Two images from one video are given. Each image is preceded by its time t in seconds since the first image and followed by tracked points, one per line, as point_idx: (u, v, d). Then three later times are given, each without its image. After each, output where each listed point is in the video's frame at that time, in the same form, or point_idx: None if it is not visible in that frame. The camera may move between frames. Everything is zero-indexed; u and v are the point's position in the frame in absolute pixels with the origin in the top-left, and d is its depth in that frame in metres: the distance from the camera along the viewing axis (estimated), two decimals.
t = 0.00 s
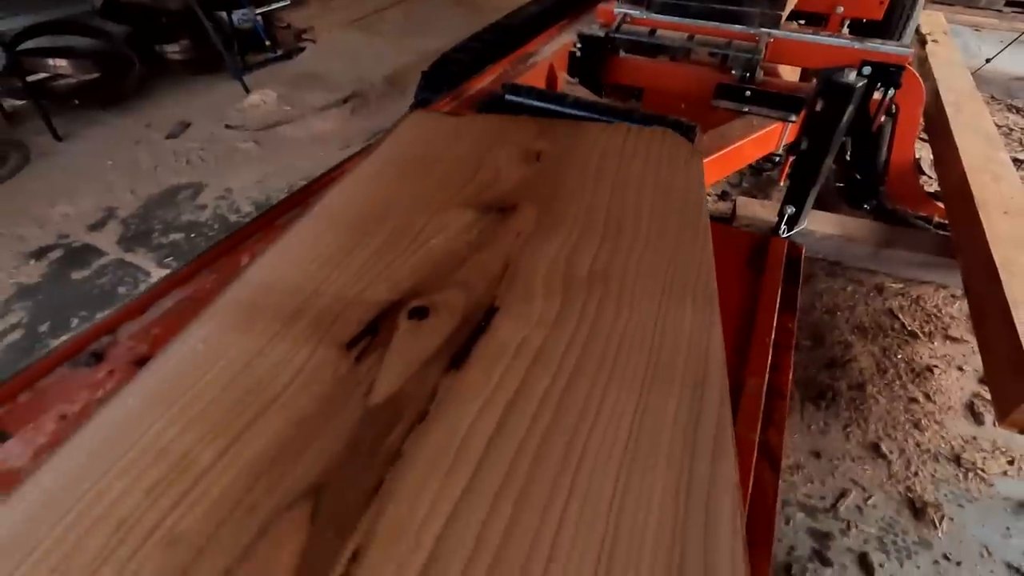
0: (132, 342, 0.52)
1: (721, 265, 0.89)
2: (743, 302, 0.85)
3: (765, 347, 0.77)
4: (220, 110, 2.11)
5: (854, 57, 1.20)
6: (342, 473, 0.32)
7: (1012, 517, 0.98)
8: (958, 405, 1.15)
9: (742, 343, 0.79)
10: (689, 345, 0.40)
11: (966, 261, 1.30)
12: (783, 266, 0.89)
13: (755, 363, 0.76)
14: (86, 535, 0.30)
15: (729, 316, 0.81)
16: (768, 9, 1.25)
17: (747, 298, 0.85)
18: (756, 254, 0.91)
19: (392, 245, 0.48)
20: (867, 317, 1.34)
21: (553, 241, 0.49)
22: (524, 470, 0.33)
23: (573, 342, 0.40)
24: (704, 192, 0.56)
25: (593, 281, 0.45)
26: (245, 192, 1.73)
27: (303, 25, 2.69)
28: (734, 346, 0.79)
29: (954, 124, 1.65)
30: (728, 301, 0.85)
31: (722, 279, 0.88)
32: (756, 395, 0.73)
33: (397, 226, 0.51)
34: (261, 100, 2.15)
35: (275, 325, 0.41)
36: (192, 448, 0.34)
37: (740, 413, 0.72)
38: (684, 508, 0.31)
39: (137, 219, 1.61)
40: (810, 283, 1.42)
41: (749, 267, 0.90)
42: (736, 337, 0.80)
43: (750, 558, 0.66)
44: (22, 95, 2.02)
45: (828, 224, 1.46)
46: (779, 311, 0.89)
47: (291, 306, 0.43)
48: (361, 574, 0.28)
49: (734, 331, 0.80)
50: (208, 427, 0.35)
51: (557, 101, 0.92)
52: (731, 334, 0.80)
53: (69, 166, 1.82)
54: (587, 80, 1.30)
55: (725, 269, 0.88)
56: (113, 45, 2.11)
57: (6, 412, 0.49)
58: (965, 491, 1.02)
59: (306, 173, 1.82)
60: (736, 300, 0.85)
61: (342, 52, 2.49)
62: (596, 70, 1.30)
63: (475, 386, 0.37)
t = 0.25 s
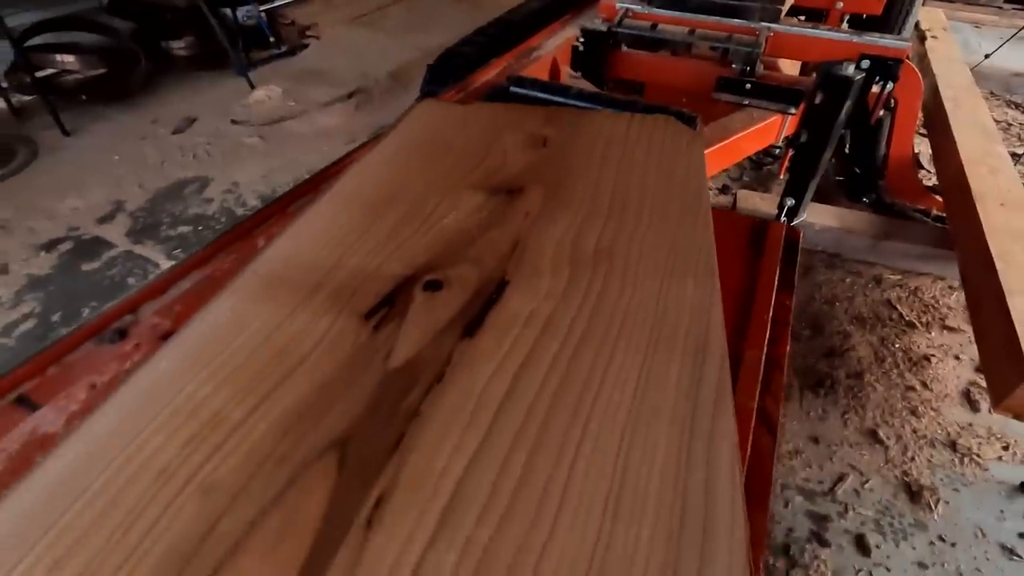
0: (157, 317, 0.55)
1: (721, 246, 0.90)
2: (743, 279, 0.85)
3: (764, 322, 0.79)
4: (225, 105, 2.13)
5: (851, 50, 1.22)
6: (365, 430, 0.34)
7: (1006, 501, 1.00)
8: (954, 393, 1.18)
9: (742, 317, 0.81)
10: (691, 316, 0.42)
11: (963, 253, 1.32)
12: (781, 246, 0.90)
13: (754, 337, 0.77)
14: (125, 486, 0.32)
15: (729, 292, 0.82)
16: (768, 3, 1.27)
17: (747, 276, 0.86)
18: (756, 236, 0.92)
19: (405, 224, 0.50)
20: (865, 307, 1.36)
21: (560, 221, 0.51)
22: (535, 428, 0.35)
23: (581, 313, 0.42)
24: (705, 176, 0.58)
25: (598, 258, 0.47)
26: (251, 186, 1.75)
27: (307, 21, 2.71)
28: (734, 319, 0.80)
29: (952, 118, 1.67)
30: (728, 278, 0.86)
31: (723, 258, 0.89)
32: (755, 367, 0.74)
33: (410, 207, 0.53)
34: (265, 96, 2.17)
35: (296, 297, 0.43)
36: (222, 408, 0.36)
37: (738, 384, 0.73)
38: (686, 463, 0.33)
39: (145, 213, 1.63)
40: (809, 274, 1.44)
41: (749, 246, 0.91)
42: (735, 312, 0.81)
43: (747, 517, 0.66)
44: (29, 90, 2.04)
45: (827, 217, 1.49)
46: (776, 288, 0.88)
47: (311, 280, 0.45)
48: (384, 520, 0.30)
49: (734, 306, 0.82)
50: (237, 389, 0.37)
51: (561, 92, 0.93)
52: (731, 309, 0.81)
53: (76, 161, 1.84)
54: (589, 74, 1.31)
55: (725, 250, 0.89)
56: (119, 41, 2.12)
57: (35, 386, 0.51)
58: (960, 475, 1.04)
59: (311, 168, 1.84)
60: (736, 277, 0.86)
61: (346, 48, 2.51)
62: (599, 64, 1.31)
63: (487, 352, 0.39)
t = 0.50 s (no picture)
0: (174, 300, 0.58)
1: (714, 234, 0.92)
2: (736, 265, 0.88)
3: (754, 304, 0.81)
4: (230, 103, 2.15)
5: (847, 47, 1.24)
6: (375, 397, 0.37)
7: (996, 487, 1.03)
8: (947, 383, 1.20)
9: (733, 298, 0.83)
10: (683, 294, 0.44)
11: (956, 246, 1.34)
12: (774, 232, 0.92)
13: (745, 317, 0.80)
14: (154, 447, 0.34)
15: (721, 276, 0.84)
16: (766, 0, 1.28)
17: (739, 263, 0.88)
18: (749, 225, 0.95)
19: (411, 210, 0.53)
20: (861, 301, 1.38)
21: (559, 207, 0.54)
22: (535, 395, 0.37)
23: (579, 291, 0.44)
24: (699, 165, 0.60)
25: (595, 241, 0.49)
26: (256, 182, 1.77)
27: (309, 20, 2.73)
28: (726, 300, 0.82)
29: (947, 115, 1.69)
30: (721, 264, 0.88)
31: (716, 246, 0.91)
32: (745, 344, 0.76)
33: (416, 193, 0.55)
34: (269, 93, 2.19)
35: (309, 277, 0.46)
36: (242, 377, 0.38)
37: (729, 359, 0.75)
38: (675, 426, 0.36)
39: (152, 208, 1.65)
40: (806, 269, 1.46)
41: (742, 234, 0.93)
42: (727, 295, 0.83)
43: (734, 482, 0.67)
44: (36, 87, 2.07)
45: (824, 212, 1.52)
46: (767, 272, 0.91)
47: (322, 260, 0.47)
48: (395, 477, 0.33)
49: (726, 290, 0.84)
50: (255, 361, 0.39)
51: (561, 88, 0.96)
52: (723, 292, 0.84)
53: (83, 157, 1.86)
54: (589, 71, 1.34)
55: (719, 238, 0.92)
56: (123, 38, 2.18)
57: (58, 365, 0.53)
58: (952, 463, 1.06)
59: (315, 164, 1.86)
60: (729, 263, 0.88)
61: (348, 46, 2.53)
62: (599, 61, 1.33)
63: (490, 327, 0.41)
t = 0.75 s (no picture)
0: (188, 286, 0.61)
1: (708, 227, 0.94)
2: (728, 256, 0.90)
3: (745, 291, 0.83)
4: (234, 101, 2.18)
5: (843, 46, 1.25)
6: (384, 372, 0.39)
7: (986, 477, 1.05)
8: (940, 376, 1.22)
9: (724, 287, 0.85)
10: (675, 279, 0.47)
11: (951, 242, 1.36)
12: (766, 223, 0.94)
13: (736, 302, 0.81)
14: (177, 417, 0.37)
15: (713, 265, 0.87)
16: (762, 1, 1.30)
17: (730, 255, 0.90)
18: (742, 216, 0.97)
19: (415, 201, 0.55)
20: (856, 296, 1.40)
21: (557, 197, 0.56)
22: (533, 371, 0.40)
23: (576, 276, 0.47)
24: (693, 158, 0.62)
25: (592, 230, 0.51)
26: (260, 179, 1.80)
27: (312, 19, 2.75)
28: (716, 287, 0.85)
29: (943, 113, 1.71)
30: (714, 255, 0.90)
31: (709, 237, 0.93)
32: (736, 329, 0.78)
33: (420, 185, 0.57)
34: (273, 92, 2.21)
35: (319, 262, 0.48)
36: (257, 355, 0.40)
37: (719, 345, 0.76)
38: (665, 400, 0.38)
39: (158, 204, 1.68)
40: (803, 265, 1.48)
41: (735, 226, 0.95)
42: (719, 283, 0.85)
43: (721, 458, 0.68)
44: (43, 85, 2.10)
45: (821, 209, 1.54)
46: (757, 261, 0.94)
47: (331, 247, 0.49)
48: (402, 444, 0.35)
49: (718, 279, 0.86)
50: (269, 339, 0.41)
51: (561, 85, 0.98)
52: (715, 282, 0.86)
53: (90, 154, 1.88)
54: (589, 70, 1.36)
55: (712, 229, 0.94)
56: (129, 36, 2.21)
57: (78, 348, 0.55)
58: (943, 453, 1.09)
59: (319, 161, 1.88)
60: (721, 255, 0.90)
61: (351, 45, 2.55)
62: (599, 60, 1.35)
63: (491, 309, 0.44)
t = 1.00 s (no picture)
0: (204, 272, 0.64)
1: (703, 218, 0.97)
2: (723, 246, 0.92)
3: (738, 279, 0.85)
4: (239, 99, 2.20)
5: (841, 45, 1.27)
6: (394, 347, 0.41)
7: (979, 467, 1.08)
8: (935, 369, 1.24)
9: (719, 275, 0.87)
10: (670, 264, 0.49)
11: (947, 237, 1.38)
12: (760, 215, 0.97)
13: (729, 290, 0.83)
14: (201, 386, 0.39)
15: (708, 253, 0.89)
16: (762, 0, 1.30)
17: (724, 247, 0.92)
18: (737, 208, 0.99)
19: (423, 190, 0.58)
20: (854, 291, 1.42)
21: (558, 187, 0.58)
22: (535, 347, 0.42)
23: (575, 260, 0.49)
24: (690, 150, 0.65)
25: (591, 218, 0.54)
26: (266, 175, 1.82)
27: (317, 18, 2.78)
28: (711, 275, 0.87)
29: (941, 111, 1.73)
30: (709, 245, 0.92)
31: (705, 229, 0.95)
32: (729, 315, 0.79)
33: (427, 175, 0.60)
34: (278, 90, 2.24)
35: (331, 247, 0.50)
36: (275, 331, 0.43)
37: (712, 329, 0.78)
38: (659, 373, 0.40)
39: (166, 200, 1.71)
40: (801, 260, 1.50)
41: (730, 217, 0.97)
42: (713, 272, 0.87)
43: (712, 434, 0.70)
44: (53, 82, 2.14)
45: (819, 206, 1.57)
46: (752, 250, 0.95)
47: (342, 233, 0.52)
48: (411, 413, 0.37)
49: (712, 268, 0.88)
50: (286, 316, 0.44)
51: (563, 82, 1.00)
52: (710, 271, 0.88)
53: (98, 150, 1.91)
54: (590, 68, 1.38)
55: (709, 221, 0.96)
56: (136, 35, 2.24)
57: (98, 330, 0.58)
58: (937, 444, 1.11)
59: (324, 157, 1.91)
60: (716, 245, 0.92)
61: (355, 43, 2.58)
62: (600, 58, 1.37)
63: (495, 290, 0.46)
